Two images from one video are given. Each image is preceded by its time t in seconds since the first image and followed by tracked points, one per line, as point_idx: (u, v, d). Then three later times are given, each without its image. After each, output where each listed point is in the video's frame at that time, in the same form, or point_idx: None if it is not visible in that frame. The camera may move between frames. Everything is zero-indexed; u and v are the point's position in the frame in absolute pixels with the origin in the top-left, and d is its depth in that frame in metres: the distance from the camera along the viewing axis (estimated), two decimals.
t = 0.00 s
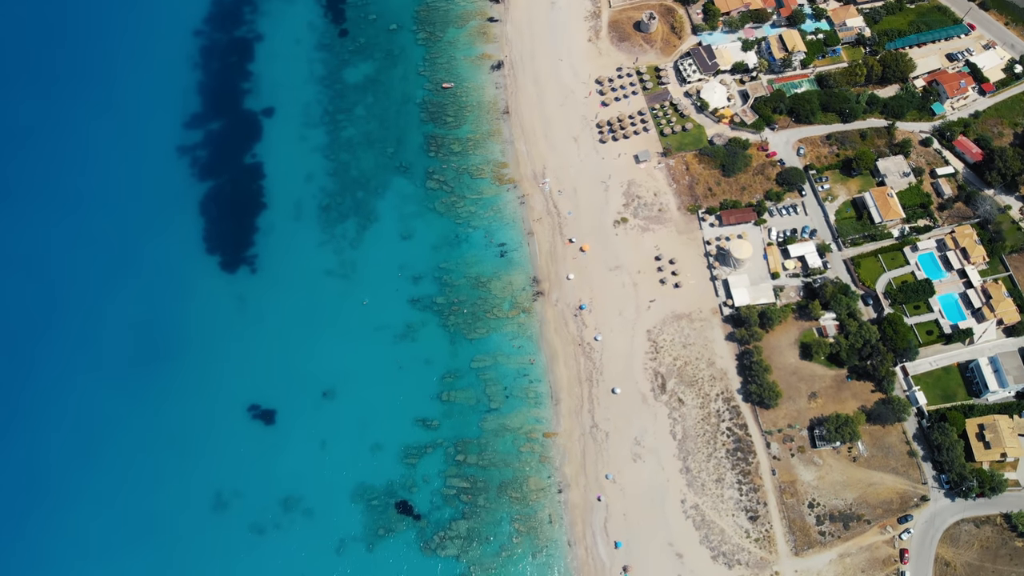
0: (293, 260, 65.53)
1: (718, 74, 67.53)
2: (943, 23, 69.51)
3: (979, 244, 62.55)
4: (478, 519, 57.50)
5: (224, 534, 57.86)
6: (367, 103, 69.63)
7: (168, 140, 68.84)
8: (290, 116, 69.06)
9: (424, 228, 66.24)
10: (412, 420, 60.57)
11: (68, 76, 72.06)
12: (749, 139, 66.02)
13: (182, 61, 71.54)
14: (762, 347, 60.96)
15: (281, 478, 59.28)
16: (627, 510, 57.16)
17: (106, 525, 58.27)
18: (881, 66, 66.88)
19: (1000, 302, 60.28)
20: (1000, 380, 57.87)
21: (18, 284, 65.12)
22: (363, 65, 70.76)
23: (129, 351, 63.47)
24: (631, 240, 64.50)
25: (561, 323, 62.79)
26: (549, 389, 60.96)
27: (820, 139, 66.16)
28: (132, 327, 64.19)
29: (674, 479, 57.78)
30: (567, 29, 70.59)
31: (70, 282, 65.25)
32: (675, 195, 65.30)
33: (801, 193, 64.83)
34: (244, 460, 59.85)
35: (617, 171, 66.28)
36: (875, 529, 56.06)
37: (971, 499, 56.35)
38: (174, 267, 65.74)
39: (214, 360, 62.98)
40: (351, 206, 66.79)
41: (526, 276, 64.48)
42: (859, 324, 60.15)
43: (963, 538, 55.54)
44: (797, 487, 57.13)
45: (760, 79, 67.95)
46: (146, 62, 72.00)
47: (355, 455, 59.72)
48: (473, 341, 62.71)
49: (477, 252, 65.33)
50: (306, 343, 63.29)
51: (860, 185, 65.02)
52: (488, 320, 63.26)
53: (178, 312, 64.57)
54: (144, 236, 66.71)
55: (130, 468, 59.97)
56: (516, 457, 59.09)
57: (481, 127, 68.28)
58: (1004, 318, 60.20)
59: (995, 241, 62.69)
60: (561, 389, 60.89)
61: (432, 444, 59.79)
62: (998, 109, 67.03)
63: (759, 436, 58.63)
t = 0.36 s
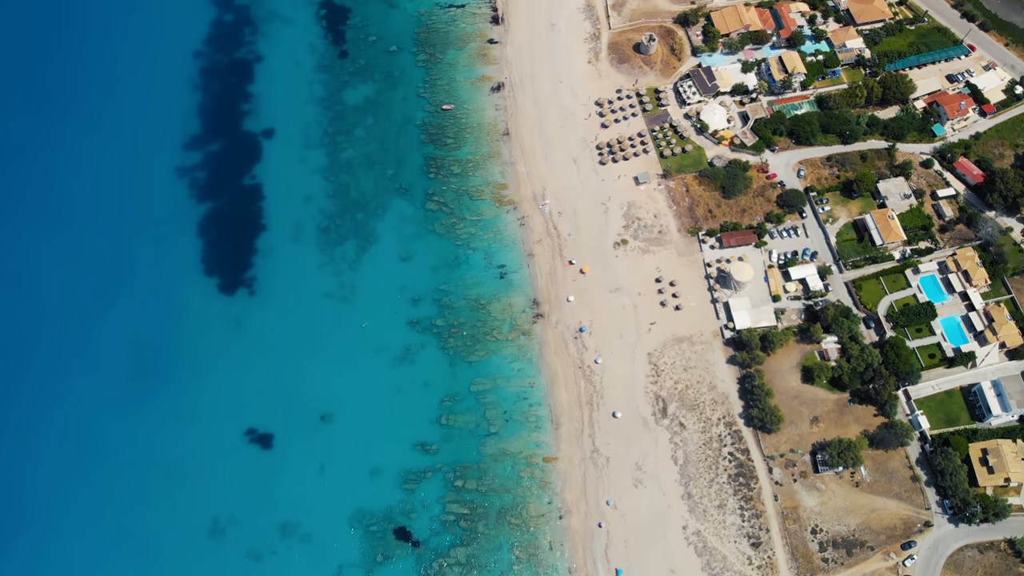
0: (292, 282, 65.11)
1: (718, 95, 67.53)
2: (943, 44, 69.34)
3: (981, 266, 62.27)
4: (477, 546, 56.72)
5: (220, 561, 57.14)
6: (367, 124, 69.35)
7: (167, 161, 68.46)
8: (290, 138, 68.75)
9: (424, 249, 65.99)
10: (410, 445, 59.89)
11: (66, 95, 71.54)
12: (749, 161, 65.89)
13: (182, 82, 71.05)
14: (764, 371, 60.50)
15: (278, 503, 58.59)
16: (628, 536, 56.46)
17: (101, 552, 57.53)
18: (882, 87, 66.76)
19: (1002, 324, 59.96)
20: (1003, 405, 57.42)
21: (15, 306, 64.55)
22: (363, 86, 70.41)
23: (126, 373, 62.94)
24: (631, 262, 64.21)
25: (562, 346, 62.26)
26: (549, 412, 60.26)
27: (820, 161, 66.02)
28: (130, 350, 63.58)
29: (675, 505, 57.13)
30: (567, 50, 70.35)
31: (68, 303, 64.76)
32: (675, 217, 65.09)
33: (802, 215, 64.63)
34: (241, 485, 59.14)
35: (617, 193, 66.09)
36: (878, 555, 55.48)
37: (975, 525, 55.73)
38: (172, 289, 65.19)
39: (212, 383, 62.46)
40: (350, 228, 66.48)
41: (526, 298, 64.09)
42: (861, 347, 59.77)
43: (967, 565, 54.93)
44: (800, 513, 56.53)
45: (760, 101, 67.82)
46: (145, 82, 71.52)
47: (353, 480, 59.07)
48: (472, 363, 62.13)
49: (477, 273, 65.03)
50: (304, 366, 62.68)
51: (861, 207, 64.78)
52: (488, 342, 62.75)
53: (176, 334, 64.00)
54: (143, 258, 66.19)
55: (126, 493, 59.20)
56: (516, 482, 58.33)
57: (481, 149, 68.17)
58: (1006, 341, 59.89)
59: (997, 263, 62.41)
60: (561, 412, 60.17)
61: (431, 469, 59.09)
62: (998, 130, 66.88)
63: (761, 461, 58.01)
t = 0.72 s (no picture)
0: (290, 304, 64.67)
1: (718, 116, 67.41)
2: (943, 65, 69.16)
3: (983, 288, 62.02)
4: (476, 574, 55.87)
5: None
6: (367, 145, 69.17)
7: (166, 182, 68.07)
8: (289, 159, 68.44)
9: (424, 271, 65.62)
10: (408, 470, 59.12)
11: (66, 115, 71.29)
12: (749, 183, 65.69)
13: (182, 103, 70.66)
14: (766, 395, 59.96)
15: (274, 529, 57.80)
16: (629, 563, 55.72)
17: None
18: (882, 108, 66.67)
19: (1005, 348, 59.49)
20: (1006, 429, 56.86)
21: (12, 329, 64.18)
22: (363, 107, 70.22)
23: (123, 396, 62.38)
24: (631, 284, 63.84)
25: (561, 369, 61.59)
26: (549, 437, 59.48)
27: (821, 183, 65.82)
28: (127, 373, 63.10)
29: (677, 531, 56.44)
30: (567, 71, 70.22)
31: (66, 325, 64.37)
32: (675, 239, 64.82)
33: (803, 237, 64.43)
34: (237, 511, 58.41)
35: (616, 215, 65.88)
36: None
37: (979, 550, 55.02)
38: (170, 312, 64.77)
39: (209, 406, 61.89)
40: (349, 249, 66.17)
41: (526, 320, 63.59)
42: (863, 371, 59.32)
43: None
44: (803, 540, 55.91)
45: (760, 122, 67.65)
46: (144, 102, 71.18)
47: (351, 505, 58.31)
48: (471, 387, 61.47)
49: (477, 294, 64.62)
50: (301, 390, 62.02)
51: (862, 229, 64.56)
52: (488, 364, 62.12)
53: (174, 358, 63.48)
54: (142, 281, 65.86)
55: (122, 518, 58.54)
56: (516, 508, 57.52)
57: (481, 170, 68.00)
58: (1009, 364, 59.49)
59: (999, 285, 62.14)
60: (561, 437, 59.38)
61: (430, 494, 58.30)
62: (999, 151, 66.71)
63: (763, 487, 57.39)
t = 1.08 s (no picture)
0: (289, 327, 64.20)
1: (718, 138, 67.21)
2: (943, 86, 69.00)
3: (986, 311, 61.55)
4: None
5: None
6: (366, 166, 68.94)
7: (165, 204, 67.85)
8: (289, 180, 68.19)
9: (423, 293, 65.21)
10: (407, 495, 58.30)
11: (64, 136, 71.02)
12: (749, 205, 65.45)
13: (181, 124, 70.48)
14: (768, 419, 59.35)
15: (270, 556, 56.97)
16: None
17: None
18: (883, 129, 66.29)
19: (1008, 371, 59.01)
20: (1010, 453, 56.00)
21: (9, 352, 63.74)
22: (363, 129, 70.05)
23: (121, 421, 61.83)
24: (632, 307, 63.36)
25: (561, 392, 60.82)
26: (549, 462, 58.63)
27: (822, 204, 65.60)
28: (124, 397, 62.56)
29: (679, 558, 55.52)
30: (567, 93, 70.12)
31: (62, 349, 63.92)
32: (675, 261, 64.51)
33: (804, 259, 64.08)
34: (234, 537, 57.65)
35: (616, 236, 65.61)
36: None
37: None
38: (168, 335, 64.34)
39: (207, 431, 61.29)
40: (349, 271, 65.80)
41: (526, 342, 62.99)
42: (866, 395, 58.70)
43: None
44: (806, 567, 55.06)
45: (760, 144, 67.64)
46: (144, 124, 71.00)
47: (348, 532, 57.44)
48: (471, 411, 60.63)
49: (477, 316, 64.12)
50: (300, 413, 61.46)
51: (863, 251, 64.29)
52: (487, 388, 61.31)
53: (171, 382, 62.98)
54: (140, 303, 65.49)
55: (117, 545, 57.76)
56: (516, 535, 56.61)
57: (481, 192, 67.81)
58: (1013, 388, 58.94)
59: (1002, 307, 61.74)
60: (562, 462, 58.57)
61: (428, 520, 57.41)
62: (1001, 172, 66.48)
63: (766, 512, 56.50)
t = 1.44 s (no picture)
0: (287, 349, 63.73)
1: (718, 159, 67.09)
2: (944, 107, 68.81)
3: (988, 334, 61.10)
4: None
5: None
6: (366, 187, 68.71)
7: (164, 226, 67.59)
8: (288, 202, 67.92)
9: (423, 315, 64.74)
10: (405, 521, 57.62)
11: (62, 159, 70.84)
12: (750, 226, 65.20)
13: (180, 145, 70.24)
14: (770, 444, 58.81)
15: None
16: None
17: None
18: (884, 151, 66.23)
19: (1012, 396, 58.46)
20: (1014, 478, 55.41)
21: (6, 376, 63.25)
22: (363, 150, 69.82)
23: (118, 446, 61.21)
24: (632, 330, 62.84)
25: (561, 416, 60.20)
26: (550, 488, 58.02)
27: (823, 226, 65.34)
28: (121, 422, 61.98)
29: None
30: (567, 114, 69.98)
31: (60, 373, 63.42)
32: (675, 283, 64.13)
33: (805, 282, 63.71)
34: (230, 564, 56.93)
35: (616, 258, 65.28)
36: None
37: None
38: (167, 358, 63.88)
39: (204, 457, 60.66)
40: (347, 293, 65.38)
41: (526, 365, 62.40)
42: (869, 420, 58.02)
43: None
44: None
45: (760, 165, 67.42)
46: (143, 145, 70.81)
47: (346, 558, 56.77)
48: (470, 435, 60.07)
49: (476, 339, 63.60)
50: (298, 437, 60.88)
51: (865, 273, 63.89)
52: (486, 412, 60.74)
53: (168, 406, 62.45)
54: (138, 326, 65.04)
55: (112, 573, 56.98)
56: (515, 562, 55.90)
57: (481, 213, 67.58)
58: (1017, 412, 58.32)
59: (1005, 330, 61.19)
60: (562, 488, 57.91)
61: (427, 547, 56.72)
62: (1003, 193, 66.18)
63: (768, 539, 55.79)
